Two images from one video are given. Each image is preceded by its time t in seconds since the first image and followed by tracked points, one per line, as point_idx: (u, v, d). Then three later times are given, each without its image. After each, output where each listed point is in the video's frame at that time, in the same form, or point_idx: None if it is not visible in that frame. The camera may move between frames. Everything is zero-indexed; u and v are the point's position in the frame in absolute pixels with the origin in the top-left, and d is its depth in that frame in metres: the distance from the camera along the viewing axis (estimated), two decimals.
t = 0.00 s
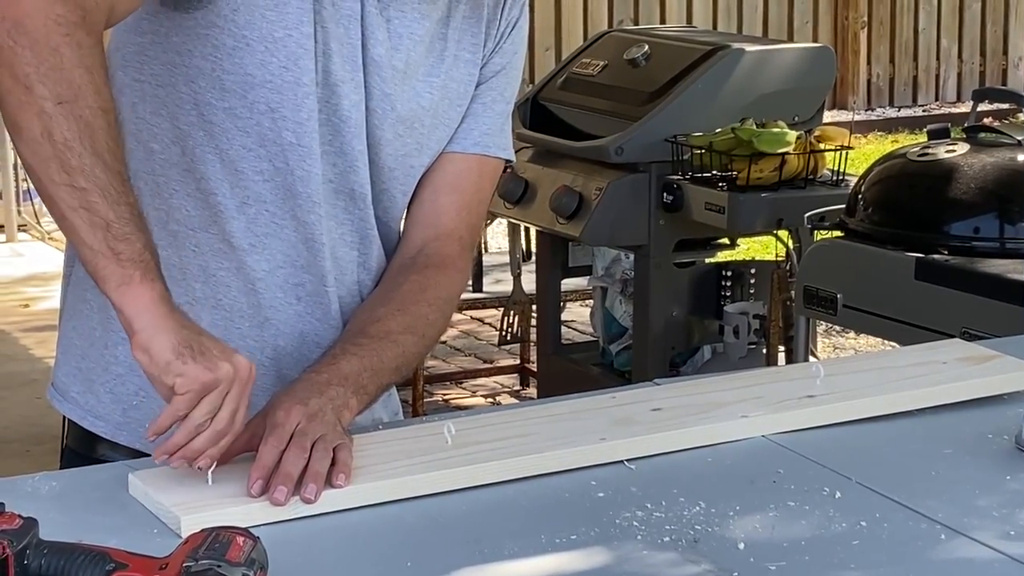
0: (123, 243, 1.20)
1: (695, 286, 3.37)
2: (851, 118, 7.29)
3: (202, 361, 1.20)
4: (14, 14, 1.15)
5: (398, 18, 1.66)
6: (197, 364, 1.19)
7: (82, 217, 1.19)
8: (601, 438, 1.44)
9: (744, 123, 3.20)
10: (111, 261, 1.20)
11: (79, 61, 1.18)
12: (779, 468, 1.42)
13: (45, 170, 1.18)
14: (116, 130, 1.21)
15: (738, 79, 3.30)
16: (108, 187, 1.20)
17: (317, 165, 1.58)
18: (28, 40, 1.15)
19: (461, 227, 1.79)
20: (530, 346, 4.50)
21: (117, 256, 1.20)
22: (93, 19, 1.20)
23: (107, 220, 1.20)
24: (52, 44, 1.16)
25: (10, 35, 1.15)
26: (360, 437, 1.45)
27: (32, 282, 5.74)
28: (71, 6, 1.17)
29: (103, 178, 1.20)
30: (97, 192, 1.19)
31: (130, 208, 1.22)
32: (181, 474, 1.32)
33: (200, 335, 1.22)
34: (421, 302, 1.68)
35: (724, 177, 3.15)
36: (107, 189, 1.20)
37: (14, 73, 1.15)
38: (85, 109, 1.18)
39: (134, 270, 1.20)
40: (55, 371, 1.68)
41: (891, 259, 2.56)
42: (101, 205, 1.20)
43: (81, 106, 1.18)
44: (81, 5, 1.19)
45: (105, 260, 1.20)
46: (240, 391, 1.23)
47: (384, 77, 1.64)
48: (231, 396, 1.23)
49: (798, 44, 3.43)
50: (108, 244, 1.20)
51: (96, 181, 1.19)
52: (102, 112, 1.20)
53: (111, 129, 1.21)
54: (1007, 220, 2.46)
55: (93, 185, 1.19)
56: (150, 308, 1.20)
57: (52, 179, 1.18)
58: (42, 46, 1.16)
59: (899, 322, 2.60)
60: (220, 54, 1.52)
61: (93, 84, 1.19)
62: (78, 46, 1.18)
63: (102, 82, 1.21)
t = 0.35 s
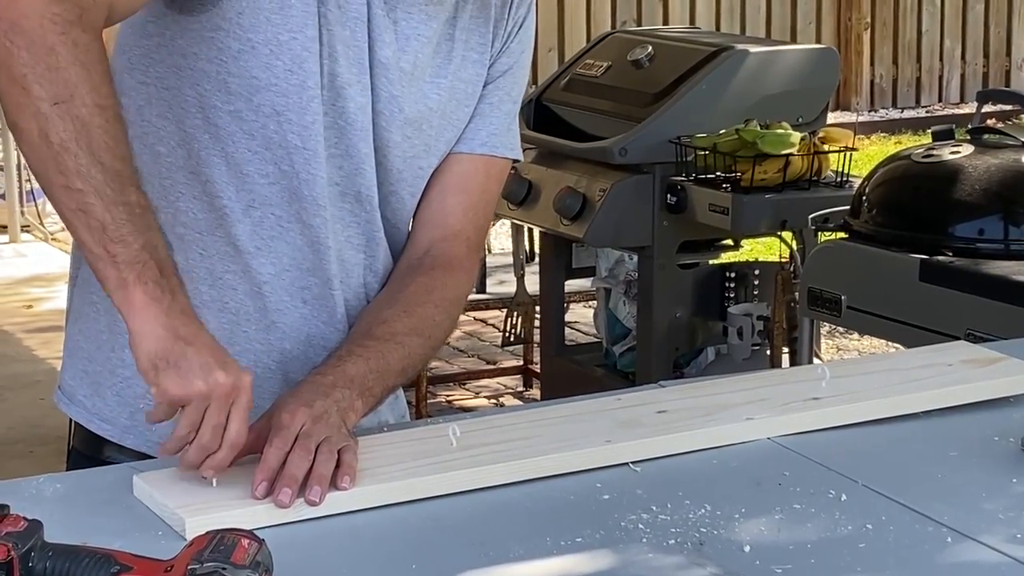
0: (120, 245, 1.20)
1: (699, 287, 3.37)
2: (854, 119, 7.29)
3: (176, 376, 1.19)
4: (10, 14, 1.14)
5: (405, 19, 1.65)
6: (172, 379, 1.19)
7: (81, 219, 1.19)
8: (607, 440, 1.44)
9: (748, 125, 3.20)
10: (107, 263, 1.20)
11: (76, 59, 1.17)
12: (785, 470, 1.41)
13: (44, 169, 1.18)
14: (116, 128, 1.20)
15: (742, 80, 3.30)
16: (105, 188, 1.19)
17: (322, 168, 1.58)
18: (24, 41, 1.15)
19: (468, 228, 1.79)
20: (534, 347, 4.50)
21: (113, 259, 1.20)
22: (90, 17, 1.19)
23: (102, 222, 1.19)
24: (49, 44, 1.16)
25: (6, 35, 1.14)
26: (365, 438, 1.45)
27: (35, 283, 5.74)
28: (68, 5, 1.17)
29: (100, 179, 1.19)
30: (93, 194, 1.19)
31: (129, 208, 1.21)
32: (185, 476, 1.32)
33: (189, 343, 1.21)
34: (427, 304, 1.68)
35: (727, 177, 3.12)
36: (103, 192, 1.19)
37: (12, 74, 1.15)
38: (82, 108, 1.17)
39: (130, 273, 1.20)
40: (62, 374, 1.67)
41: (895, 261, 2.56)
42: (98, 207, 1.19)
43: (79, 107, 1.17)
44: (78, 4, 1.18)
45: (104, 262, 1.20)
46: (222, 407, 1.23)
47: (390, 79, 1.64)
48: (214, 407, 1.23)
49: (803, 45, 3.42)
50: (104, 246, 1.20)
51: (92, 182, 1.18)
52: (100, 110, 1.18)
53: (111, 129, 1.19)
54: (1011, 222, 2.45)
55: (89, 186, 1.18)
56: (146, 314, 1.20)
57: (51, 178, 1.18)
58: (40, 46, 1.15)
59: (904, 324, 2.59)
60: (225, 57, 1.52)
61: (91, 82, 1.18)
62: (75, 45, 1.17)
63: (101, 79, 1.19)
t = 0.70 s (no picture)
0: (119, 259, 1.21)
1: (701, 289, 3.36)
2: (856, 121, 7.28)
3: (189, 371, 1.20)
4: (12, 29, 1.14)
5: (411, 22, 1.65)
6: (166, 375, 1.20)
7: (84, 231, 1.21)
8: (611, 442, 1.44)
9: (751, 126, 3.19)
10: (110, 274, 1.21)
11: (78, 71, 1.17)
12: (790, 473, 1.41)
13: (49, 181, 1.19)
14: (118, 140, 1.20)
15: (746, 82, 3.30)
16: (105, 203, 1.20)
17: (328, 171, 1.57)
18: (27, 56, 1.15)
19: (472, 229, 1.79)
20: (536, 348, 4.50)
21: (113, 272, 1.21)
22: (93, 30, 1.19)
23: (102, 237, 1.20)
24: (51, 58, 1.16)
25: (9, 50, 1.15)
26: (368, 441, 1.44)
27: (37, 284, 5.74)
28: (71, 17, 1.17)
29: (99, 195, 1.19)
30: (92, 211, 1.20)
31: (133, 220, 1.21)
32: (189, 478, 1.32)
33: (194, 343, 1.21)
34: (431, 307, 1.67)
35: (731, 180, 3.13)
36: (104, 205, 1.20)
37: (15, 89, 1.16)
38: (83, 123, 1.18)
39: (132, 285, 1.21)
40: (66, 378, 1.67)
41: (898, 263, 2.56)
42: (97, 221, 1.20)
43: (80, 122, 1.17)
44: (81, 16, 1.18)
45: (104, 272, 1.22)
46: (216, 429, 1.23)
47: (396, 81, 1.63)
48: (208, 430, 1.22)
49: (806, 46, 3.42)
50: (106, 259, 1.21)
51: (94, 198, 1.19)
52: (101, 124, 1.19)
53: (113, 141, 1.19)
54: (1015, 224, 2.45)
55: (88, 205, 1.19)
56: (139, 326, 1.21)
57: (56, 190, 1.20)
58: (42, 60, 1.15)
59: (907, 326, 2.59)
60: (229, 60, 1.52)
61: (93, 96, 1.18)
62: (77, 57, 1.17)
63: (106, 90, 1.19)
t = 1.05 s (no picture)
0: (125, 268, 1.20)
1: (702, 290, 3.36)
2: (857, 122, 7.28)
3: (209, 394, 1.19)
4: (17, 36, 1.13)
5: (414, 23, 1.65)
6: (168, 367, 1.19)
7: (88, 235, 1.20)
8: (613, 443, 1.44)
9: (752, 128, 3.19)
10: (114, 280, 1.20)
11: (81, 80, 1.17)
12: (791, 474, 1.41)
13: (53, 186, 1.19)
14: (121, 149, 1.19)
15: (746, 84, 3.30)
16: (110, 211, 1.19)
17: (331, 172, 1.57)
18: (31, 65, 1.14)
19: (474, 230, 1.79)
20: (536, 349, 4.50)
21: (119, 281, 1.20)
22: (96, 37, 1.19)
23: (107, 245, 1.20)
24: (54, 66, 1.15)
25: (13, 58, 1.14)
26: (370, 442, 1.44)
27: (37, 285, 5.74)
28: (74, 26, 1.17)
29: (105, 203, 1.19)
30: (98, 218, 1.19)
31: (136, 229, 1.20)
32: (190, 479, 1.32)
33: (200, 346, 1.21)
34: (433, 308, 1.67)
35: (731, 180, 3.15)
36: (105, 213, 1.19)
37: (18, 97, 1.15)
38: (87, 132, 1.17)
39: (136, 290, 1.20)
40: (68, 378, 1.67)
41: (899, 265, 2.56)
42: (102, 228, 1.19)
43: (84, 129, 1.17)
44: (84, 24, 1.18)
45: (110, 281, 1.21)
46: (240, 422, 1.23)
47: (399, 82, 1.63)
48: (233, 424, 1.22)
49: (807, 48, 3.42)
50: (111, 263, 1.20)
51: (98, 205, 1.18)
52: (105, 133, 1.18)
53: (117, 150, 1.19)
54: (1016, 225, 2.44)
55: (93, 211, 1.19)
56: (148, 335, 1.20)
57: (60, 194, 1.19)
58: (46, 68, 1.15)
59: (908, 327, 2.59)
60: (233, 60, 1.52)
61: (96, 105, 1.17)
62: (81, 66, 1.17)
63: (108, 100, 1.19)
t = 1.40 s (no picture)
0: (137, 267, 1.21)
1: (701, 290, 3.36)
2: (857, 122, 7.28)
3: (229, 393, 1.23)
4: (26, 37, 1.13)
5: (413, 22, 1.65)
6: (170, 394, 1.21)
7: (99, 237, 1.21)
8: (612, 443, 1.44)
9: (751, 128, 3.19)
10: (127, 282, 1.21)
11: (91, 81, 1.17)
12: (790, 475, 1.41)
13: (65, 191, 1.19)
14: (131, 147, 1.20)
15: (746, 84, 3.30)
16: (121, 210, 1.20)
17: (330, 171, 1.57)
18: (39, 65, 1.14)
19: (473, 230, 1.79)
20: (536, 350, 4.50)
21: (132, 281, 1.21)
22: (102, 38, 1.19)
23: (119, 245, 1.20)
24: (63, 66, 1.15)
25: (21, 59, 1.14)
26: (369, 442, 1.44)
27: (37, 285, 5.74)
28: (82, 27, 1.16)
29: (116, 203, 1.19)
30: (110, 218, 1.19)
31: (145, 228, 1.21)
32: (189, 480, 1.32)
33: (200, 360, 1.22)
34: (432, 307, 1.67)
35: (731, 181, 3.15)
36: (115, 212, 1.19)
37: (27, 98, 1.15)
38: (98, 131, 1.17)
39: (146, 293, 1.21)
40: (67, 377, 1.67)
41: (899, 265, 2.56)
42: (114, 228, 1.20)
43: (94, 129, 1.17)
44: (92, 26, 1.18)
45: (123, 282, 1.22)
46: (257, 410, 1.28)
47: (398, 82, 1.63)
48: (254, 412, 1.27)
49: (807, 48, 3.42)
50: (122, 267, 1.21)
51: (108, 207, 1.19)
52: (115, 131, 1.18)
53: (126, 149, 1.19)
54: (1016, 226, 2.44)
55: (106, 210, 1.19)
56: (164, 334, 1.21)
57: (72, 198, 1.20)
58: (55, 69, 1.15)
59: (907, 328, 2.59)
60: (234, 60, 1.51)
61: (106, 104, 1.18)
62: (90, 67, 1.17)
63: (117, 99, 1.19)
